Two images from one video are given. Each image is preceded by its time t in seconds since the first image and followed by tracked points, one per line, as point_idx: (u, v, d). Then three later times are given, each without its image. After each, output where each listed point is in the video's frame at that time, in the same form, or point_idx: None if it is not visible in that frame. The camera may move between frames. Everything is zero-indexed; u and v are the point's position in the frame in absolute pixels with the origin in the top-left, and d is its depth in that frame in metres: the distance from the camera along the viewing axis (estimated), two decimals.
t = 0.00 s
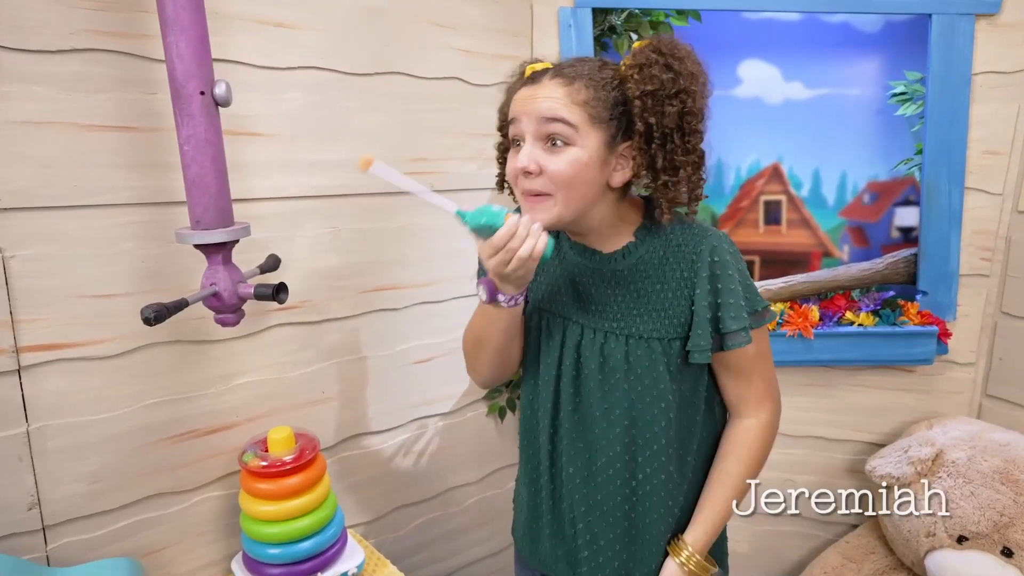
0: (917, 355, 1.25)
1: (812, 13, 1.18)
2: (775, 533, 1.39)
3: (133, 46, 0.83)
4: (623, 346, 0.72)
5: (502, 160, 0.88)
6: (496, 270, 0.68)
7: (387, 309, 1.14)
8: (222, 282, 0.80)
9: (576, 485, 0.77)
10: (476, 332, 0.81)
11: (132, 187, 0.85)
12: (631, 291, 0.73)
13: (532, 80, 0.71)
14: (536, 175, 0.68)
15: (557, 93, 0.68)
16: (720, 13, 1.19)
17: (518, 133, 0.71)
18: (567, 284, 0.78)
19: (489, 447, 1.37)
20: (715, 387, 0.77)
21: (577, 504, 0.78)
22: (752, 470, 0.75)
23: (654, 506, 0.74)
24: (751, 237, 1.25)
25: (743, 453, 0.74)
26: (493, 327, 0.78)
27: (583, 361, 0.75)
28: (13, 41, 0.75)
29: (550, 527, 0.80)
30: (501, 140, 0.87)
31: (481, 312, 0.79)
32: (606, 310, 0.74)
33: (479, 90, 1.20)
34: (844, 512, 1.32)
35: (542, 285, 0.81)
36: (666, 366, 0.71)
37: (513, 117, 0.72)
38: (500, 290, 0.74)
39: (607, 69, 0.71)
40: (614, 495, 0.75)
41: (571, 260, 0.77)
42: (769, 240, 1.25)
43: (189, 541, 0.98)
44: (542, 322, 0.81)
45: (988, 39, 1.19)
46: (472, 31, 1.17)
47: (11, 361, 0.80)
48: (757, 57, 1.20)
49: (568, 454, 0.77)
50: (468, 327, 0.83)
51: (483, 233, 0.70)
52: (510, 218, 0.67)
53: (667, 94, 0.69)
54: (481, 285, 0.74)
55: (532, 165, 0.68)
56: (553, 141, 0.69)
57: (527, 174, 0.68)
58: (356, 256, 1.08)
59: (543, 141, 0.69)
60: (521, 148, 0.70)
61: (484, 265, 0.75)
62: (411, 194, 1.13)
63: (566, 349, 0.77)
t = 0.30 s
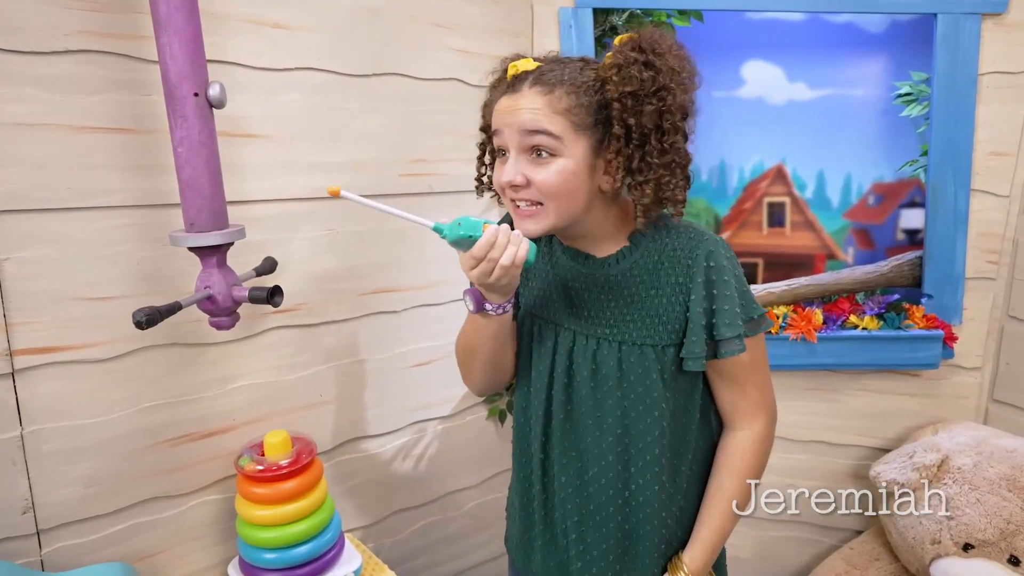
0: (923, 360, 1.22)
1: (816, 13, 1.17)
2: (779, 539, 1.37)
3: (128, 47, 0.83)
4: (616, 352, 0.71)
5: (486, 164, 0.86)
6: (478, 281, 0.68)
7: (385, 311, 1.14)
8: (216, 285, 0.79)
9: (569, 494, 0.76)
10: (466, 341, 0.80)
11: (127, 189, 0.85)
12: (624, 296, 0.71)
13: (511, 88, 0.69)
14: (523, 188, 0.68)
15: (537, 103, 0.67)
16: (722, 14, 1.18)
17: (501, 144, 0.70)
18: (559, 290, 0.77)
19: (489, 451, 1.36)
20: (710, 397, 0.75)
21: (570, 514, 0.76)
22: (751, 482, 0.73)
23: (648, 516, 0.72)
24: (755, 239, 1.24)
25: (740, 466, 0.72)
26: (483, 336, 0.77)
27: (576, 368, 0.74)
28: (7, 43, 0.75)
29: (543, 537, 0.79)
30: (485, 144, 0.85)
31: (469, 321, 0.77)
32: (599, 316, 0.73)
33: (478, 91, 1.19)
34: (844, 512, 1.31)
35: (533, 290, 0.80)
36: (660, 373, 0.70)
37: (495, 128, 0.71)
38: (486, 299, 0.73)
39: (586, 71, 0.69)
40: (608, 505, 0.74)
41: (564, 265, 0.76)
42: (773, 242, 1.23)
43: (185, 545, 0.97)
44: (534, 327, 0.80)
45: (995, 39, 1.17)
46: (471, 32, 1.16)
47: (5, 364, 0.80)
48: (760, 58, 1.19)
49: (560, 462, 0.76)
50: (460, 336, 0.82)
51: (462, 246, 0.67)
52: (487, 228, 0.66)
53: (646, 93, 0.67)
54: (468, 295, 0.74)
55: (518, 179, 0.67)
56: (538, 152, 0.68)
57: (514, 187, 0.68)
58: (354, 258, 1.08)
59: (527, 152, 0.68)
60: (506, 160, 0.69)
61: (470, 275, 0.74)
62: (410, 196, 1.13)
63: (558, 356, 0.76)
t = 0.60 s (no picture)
0: (932, 365, 1.20)
1: (824, 12, 1.15)
2: (786, 547, 1.35)
3: (122, 48, 0.82)
4: (613, 356, 0.70)
5: (484, 162, 0.84)
6: (470, 284, 0.67)
7: (385, 314, 1.12)
8: (211, 289, 0.78)
9: (564, 501, 0.74)
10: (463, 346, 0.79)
11: (123, 192, 0.84)
12: (622, 300, 0.70)
13: (508, 86, 0.68)
14: (520, 189, 0.66)
15: (533, 102, 0.65)
16: (730, 13, 1.16)
17: (498, 144, 0.69)
18: (556, 293, 0.75)
19: (491, 455, 1.34)
20: (712, 404, 0.73)
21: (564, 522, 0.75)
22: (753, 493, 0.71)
23: (646, 525, 0.71)
24: (763, 242, 1.22)
25: (742, 477, 0.70)
26: (478, 341, 0.76)
27: (572, 373, 0.72)
28: None
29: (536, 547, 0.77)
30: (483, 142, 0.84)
31: (465, 324, 0.76)
32: (596, 319, 0.71)
33: (479, 92, 1.18)
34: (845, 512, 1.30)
35: (528, 292, 0.78)
36: (658, 379, 0.68)
37: (491, 127, 0.69)
38: (481, 302, 0.72)
39: (585, 69, 0.68)
40: (604, 513, 0.72)
41: (560, 266, 0.75)
42: (781, 244, 1.21)
43: (182, 551, 0.96)
44: (530, 330, 0.79)
45: (1009, 38, 1.14)
46: (472, 31, 1.15)
47: None
48: (768, 58, 1.17)
49: (555, 469, 0.74)
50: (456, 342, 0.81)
51: (455, 247, 0.67)
52: (482, 229, 0.65)
53: (646, 91, 0.65)
54: (462, 299, 0.72)
55: (514, 180, 0.66)
56: (535, 152, 0.66)
57: (510, 188, 0.66)
58: (354, 261, 1.06)
59: (524, 152, 0.67)
60: (502, 160, 0.68)
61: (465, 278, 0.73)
62: (410, 198, 1.11)
63: (553, 359, 0.74)
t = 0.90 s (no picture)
0: (936, 371, 1.19)
1: (827, 14, 1.14)
2: (788, 554, 1.33)
3: (118, 50, 0.81)
4: (606, 356, 0.69)
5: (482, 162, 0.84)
6: (465, 278, 0.65)
7: (383, 318, 1.12)
8: (205, 293, 0.77)
9: (557, 503, 0.73)
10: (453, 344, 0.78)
11: (118, 195, 0.84)
12: (617, 299, 0.69)
13: (507, 84, 0.67)
14: (517, 188, 0.65)
15: (533, 99, 0.64)
16: (732, 15, 1.15)
17: (497, 142, 0.68)
18: (550, 292, 0.74)
19: (490, 460, 1.34)
20: (708, 410, 0.72)
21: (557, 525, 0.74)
22: (751, 501, 0.69)
23: (639, 528, 0.70)
24: (765, 245, 1.21)
25: (739, 485, 0.68)
26: (470, 341, 0.75)
27: (565, 373, 0.72)
28: None
29: (530, 550, 0.76)
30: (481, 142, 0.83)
31: (457, 322, 0.75)
32: (590, 319, 0.70)
33: (478, 94, 1.17)
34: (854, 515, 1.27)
35: (521, 291, 0.77)
36: (652, 381, 0.67)
37: (490, 125, 0.68)
38: (473, 299, 0.71)
39: (585, 67, 0.67)
40: (596, 517, 0.71)
41: (555, 265, 0.74)
42: (783, 248, 1.20)
43: (178, 555, 0.96)
44: (522, 330, 0.78)
45: (1013, 39, 1.13)
46: (472, 33, 1.14)
47: None
48: (771, 60, 1.16)
49: (548, 471, 0.73)
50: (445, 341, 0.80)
51: (451, 239, 0.65)
52: (477, 223, 0.63)
53: (646, 90, 0.64)
54: (455, 295, 0.72)
55: (512, 178, 0.65)
56: (534, 150, 0.65)
57: (508, 187, 0.65)
58: (351, 264, 1.06)
59: (523, 151, 0.66)
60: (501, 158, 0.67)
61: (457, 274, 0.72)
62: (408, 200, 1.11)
63: (546, 359, 0.73)
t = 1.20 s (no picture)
0: (937, 372, 1.18)
1: (828, 12, 1.13)
2: (788, 556, 1.32)
3: (112, 50, 0.81)
4: (605, 356, 0.68)
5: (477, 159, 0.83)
6: (467, 299, 0.64)
7: (381, 318, 1.12)
8: (198, 292, 0.77)
9: (551, 507, 0.73)
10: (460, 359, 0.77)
11: (112, 195, 0.84)
12: (617, 299, 0.68)
13: (483, 116, 0.66)
14: (524, 219, 0.66)
15: (511, 135, 0.63)
16: (732, 13, 1.15)
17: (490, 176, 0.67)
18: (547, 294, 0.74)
19: (487, 460, 1.33)
20: (703, 416, 0.71)
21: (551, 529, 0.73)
22: (743, 508, 0.69)
23: (635, 532, 0.69)
24: (767, 246, 1.20)
25: (731, 492, 0.68)
26: (477, 357, 0.75)
27: (562, 374, 0.71)
28: None
29: (520, 556, 0.75)
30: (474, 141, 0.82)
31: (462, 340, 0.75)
32: (589, 319, 0.70)
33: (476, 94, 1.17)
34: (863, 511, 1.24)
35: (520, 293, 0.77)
36: (651, 381, 0.67)
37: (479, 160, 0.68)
38: (477, 316, 0.70)
39: (552, 82, 0.64)
40: (591, 520, 0.70)
41: (554, 265, 0.73)
42: (783, 249, 1.20)
43: (173, 555, 0.95)
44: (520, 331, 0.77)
45: (1015, 38, 1.11)
46: (469, 32, 1.14)
47: None
48: (772, 59, 1.15)
49: (543, 474, 0.72)
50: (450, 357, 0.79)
51: (446, 263, 0.63)
52: (473, 242, 0.62)
53: (614, 97, 0.62)
54: (457, 314, 0.71)
55: (517, 212, 0.65)
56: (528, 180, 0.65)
57: (516, 219, 0.66)
58: (347, 264, 1.06)
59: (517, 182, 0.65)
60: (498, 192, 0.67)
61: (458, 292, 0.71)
62: (405, 200, 1.11)
63: (544, 359, 0.73)
